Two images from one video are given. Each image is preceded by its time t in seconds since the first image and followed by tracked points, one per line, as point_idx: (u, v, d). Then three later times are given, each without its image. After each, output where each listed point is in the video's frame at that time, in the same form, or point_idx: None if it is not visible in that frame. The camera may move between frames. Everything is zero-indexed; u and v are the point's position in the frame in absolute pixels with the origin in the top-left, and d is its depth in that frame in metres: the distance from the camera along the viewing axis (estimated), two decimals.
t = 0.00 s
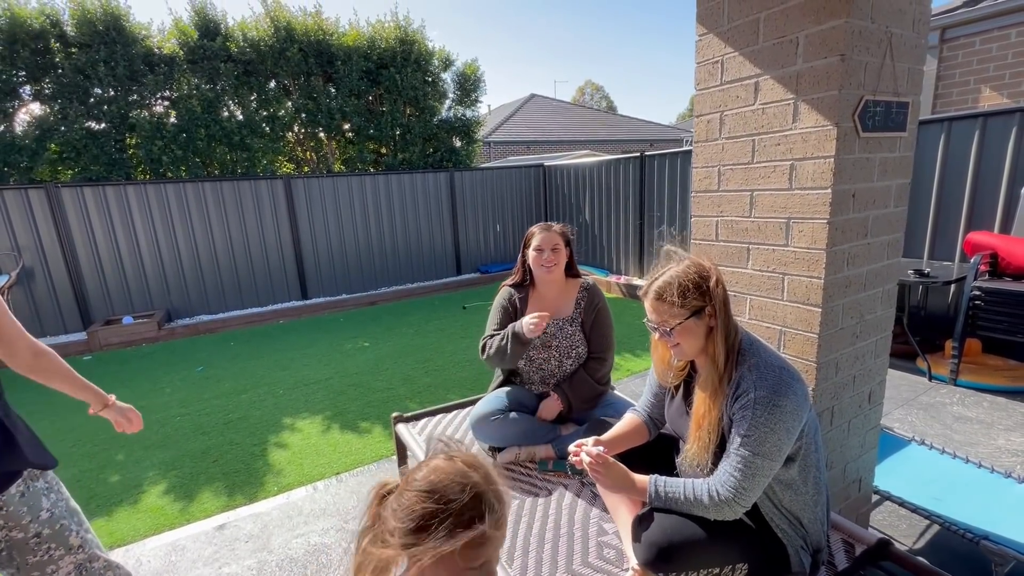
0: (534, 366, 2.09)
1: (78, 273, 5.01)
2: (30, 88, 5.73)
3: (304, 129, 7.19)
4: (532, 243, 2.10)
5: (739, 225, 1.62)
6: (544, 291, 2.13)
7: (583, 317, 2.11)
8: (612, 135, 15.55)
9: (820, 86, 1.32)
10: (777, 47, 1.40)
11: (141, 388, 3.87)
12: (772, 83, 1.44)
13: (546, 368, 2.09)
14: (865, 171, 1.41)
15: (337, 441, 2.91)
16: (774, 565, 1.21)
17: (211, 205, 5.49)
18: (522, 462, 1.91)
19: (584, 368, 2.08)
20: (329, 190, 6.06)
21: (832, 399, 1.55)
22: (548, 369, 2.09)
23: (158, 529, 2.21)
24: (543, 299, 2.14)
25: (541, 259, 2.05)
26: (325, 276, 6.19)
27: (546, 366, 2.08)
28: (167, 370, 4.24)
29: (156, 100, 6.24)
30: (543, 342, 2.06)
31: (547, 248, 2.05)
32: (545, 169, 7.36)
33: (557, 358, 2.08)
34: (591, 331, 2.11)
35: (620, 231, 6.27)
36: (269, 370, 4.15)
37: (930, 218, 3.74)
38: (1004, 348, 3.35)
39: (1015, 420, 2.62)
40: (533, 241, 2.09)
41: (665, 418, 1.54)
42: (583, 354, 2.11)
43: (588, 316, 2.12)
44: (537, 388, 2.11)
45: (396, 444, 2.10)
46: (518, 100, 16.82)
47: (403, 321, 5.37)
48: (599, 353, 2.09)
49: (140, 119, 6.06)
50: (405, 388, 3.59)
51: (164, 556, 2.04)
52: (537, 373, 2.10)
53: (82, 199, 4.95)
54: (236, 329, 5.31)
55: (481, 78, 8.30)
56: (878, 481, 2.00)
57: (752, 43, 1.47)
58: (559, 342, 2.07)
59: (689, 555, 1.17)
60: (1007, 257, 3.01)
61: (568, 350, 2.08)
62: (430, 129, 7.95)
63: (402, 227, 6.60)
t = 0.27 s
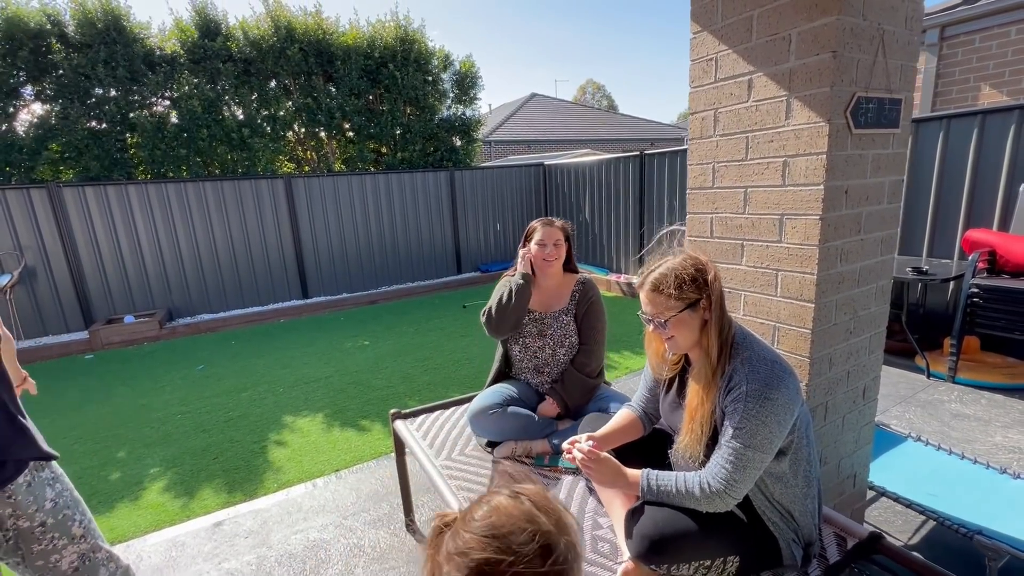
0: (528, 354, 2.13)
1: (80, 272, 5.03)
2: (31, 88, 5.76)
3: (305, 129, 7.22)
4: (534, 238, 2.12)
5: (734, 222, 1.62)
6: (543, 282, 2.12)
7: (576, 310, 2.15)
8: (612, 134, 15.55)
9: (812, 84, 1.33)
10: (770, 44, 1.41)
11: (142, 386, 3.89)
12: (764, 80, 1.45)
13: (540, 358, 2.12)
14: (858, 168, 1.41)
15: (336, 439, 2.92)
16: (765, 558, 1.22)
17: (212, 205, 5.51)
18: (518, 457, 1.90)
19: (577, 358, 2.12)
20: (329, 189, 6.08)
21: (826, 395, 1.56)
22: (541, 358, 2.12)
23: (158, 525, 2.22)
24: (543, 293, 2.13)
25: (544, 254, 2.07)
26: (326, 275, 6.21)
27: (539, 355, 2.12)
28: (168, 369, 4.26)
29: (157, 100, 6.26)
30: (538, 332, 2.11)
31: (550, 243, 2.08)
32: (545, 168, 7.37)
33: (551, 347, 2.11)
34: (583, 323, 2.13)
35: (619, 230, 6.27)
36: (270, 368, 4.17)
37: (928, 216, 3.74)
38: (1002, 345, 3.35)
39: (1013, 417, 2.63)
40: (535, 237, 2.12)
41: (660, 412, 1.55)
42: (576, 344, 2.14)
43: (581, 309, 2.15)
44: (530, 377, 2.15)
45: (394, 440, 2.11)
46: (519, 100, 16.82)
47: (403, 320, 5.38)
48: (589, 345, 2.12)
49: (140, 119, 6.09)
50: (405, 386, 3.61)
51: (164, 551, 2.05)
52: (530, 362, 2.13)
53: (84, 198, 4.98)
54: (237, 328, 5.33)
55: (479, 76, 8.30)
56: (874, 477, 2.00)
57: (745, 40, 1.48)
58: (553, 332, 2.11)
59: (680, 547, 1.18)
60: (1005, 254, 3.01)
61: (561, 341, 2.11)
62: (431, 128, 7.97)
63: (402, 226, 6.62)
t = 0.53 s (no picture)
0: (528, 346, 2.15)
1: (84, 272, 5.07)
2: (35, 88, 5.79)
3: (307, 128, 7.24)
4: (537, 237, 2.16)
5: (733, 219, 1.64)
6: (543, 279, 2.19)
7: (576, 305, 2.16)
8: (614, 132, 15.55)
9: (810, 82, 1.34)
10: (768, 43, 1.42)
11: (146, 384, 3.92)
12: (762, 78, 1.46)
13: (539, 350, 2.14)
14: (856, 165, 1.43)
15: (339, 436, 2.94)
16: (763, 549, 1.23)
17: (214, 204, 5.54)
18: (518, 449, 1.91)
19: (576, 352, 2.13)
20: (331, 188, 6.10)
21: (824, 390, 1.57)
22: (540, 351, 2.14)
23: (164, 521, 2.25)
24: (542, 290, 2.19)
25: (546, 254, 2.12)
26: (328, 273, 6.23)
27: (538, 348, 2.14)
28: (171, 367, 4.29)
29: (160, 100, 6.29)
30: (538, 324, 2.14)
31: (553, 244, 2.12)
32: (547, 167, 7.38)
33: (550, 340, 2.13)
34: (582, 318, 2.14)
35: (621, 228, 6.28)
36: (273, 366, 4.19)
37: (929, 213, 3.75)
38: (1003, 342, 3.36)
39: (1013, 414, 2.63)
40: (538, 237, 2.16)
41: (659, 406, 1.56)
42: (575, 338, 2.15)
43: (580, 303, 2.16)
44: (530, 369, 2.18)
45: (396, 436, 2.13)
46: (520, 98, 16.82)
47: (405, 318, 5.40)
48: (588, 340, 2.12)
49: (143, 120, 6.12)
50: (407, 383, 3.63)
51: (170, 547, 2.08)
52: (530, 354, 2.16)
53: (88, 198, 5.00)
54: (240, 327, 5.36)
55: (480, 75, 8.32)
56: (873, 473, 2.01)
57: (744, 38, 1.48)
58: (553, 325, 2.13)
59: (679, 539, 1.19)
60: (1005, 251, 3.01)
61: (561, 335, 2.13)
62: (432, 127, 7.99)
63: (404, 224, 6.64)
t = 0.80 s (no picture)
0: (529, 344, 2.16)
1: (88, 271, 5.10)
2: (39, 88, 5.81)
3: (309, 128, 7.26)
4: (537, 235, 2.15)
5: (732, 216, 1.64)
6: (542, 277, 2.17)
7: (577, 303, 2.16)
8: (616, 131, 15.53)
9: (807, 78, 1.34)
10: (766, 39, 1.42)
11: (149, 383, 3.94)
12: (760, 75, 1.46)
13: (540, 347, 2.15)
14: (854, 161, 1.43)
15: (341, 433, 2.96)
16: (759, 544, 1.24)
17: (217, 203, 5.56)
18: (517, 446, 1.91)
19: (577, 350, 2.14)
20: (333, 187, 6.12)
21: (822, 387, 1.58)
22: (540, 348, 2.15)
23: (167, 517, 2.26)
24: (542, 287, 2.18)
25: (546, 254, 2.10)
26: (330, 272, 6.25)
27: (539, 345, 2.15)
28: (174, 366, 4.31)
29: (163, 100, 6.32)
30: (538, 321, 2.15)
31: (552, 243, 2.10)
32: (548, 166, 7.38)
33: (551, 337, 2.15)
34: (583, 316, 2.15)
35: (622, 226, 6.28)
36: (275, 365, 4.21)
37: (931, 210, 3.73)
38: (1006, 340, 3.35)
39: (1015, 412, 2.62)
40: (538, 235, 2.14)
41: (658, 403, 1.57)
42: (576, 335, 2.16)
43: (581, 301, 2.16)
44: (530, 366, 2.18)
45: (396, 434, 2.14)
46: (522, 97, 16.81)
47: (407, 317, 5.42)
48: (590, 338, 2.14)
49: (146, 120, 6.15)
50: (409, 381, 3.64)
51: (173, 543, 2.09)
52: (530, 352, 2.16)
53: (91, 198, 5.03)
54: (242, 326, 5.38)
55: (484, 75, 8.34)
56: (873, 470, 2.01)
57: (742, 35, 1.48)
58: (554, 323, 2.14)
59: (676, 534, 1.20)
60: (1008, 248, 3.00)
61: (562, 332, 2.14)
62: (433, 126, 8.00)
63: (406, 223, 6.65)
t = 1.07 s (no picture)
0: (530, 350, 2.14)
1: (92, 270, 5.12)
2: (43, 89, 5.83)
3: (311, 127, 7.27)
4: (536, 235, 2.13)
5: (732, 213, 1.63)
6: (542, 278, 2.19)
7: (578, 306, 2.16)
8: (619, 129, 15.49)
9: (807, 73, 1.33)
10: (766, 34, 1.41)
11: (153, 381, 3.96)
12: (760, 70, 1.45)
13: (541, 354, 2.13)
14: (854, 157, 1.42)
15: (342, 431, 2.97)
16: (759, 542, 1.23)
17: (219, 202, 5.57)
18: (517, 445, 1.91)
19: (579, 353, 2.13)
20: (335, 186, 6.12)
21: (823, 384, 1.57)
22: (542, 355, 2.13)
23: (169, 515, 2.28)
24: (541, 288, 2.20)
25: (543, 254, 2.09)
26: (332, 271, 6.27)
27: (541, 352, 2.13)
28: (177, 364, 4.33)
29: (165, 100, 6.34)
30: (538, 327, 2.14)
31: (550, 243, 2.09)
32: (550, 164, 7.37)
33: (552, 343, 2.13)
34: (585, 319, 2.15)
35: (625, 224, 6.27)
36: (277, 363, 4.23)
37: (936, 207, 3.71)
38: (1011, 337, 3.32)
39: (1020, 409, 2.60)
40: (537, 235, 2.13)
41: (657, 401, 1.56)
42: (578, 340, 2.15)
43: (583, 304, 2.16)
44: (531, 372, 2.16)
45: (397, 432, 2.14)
46: (525, 95, 16.79)
47: (409, 315, 5.42)
48: (592, 341, 2.13)
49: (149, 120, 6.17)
50: (410, 380, 3.65)
51: (175, 540, 2.10)
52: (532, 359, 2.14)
53: (95, 197, 5.05)
54: (245, 325, 5.40)
55: (488, 75, 8.36)
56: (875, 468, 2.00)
57: (742, 30, 1.47)
58: (554, 328, 2.13)
59: (674, 531, 1.19)
60: (1012, 245, 2.98)
61: (563, 337, 2.13)
62: (435, 125, 8.00)
63: (408, 222, 6.66)
